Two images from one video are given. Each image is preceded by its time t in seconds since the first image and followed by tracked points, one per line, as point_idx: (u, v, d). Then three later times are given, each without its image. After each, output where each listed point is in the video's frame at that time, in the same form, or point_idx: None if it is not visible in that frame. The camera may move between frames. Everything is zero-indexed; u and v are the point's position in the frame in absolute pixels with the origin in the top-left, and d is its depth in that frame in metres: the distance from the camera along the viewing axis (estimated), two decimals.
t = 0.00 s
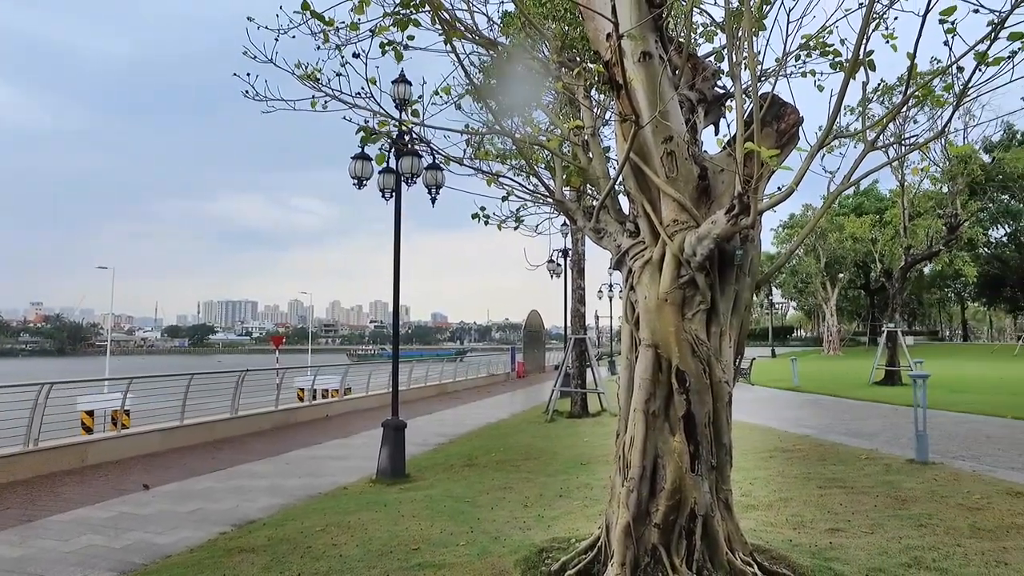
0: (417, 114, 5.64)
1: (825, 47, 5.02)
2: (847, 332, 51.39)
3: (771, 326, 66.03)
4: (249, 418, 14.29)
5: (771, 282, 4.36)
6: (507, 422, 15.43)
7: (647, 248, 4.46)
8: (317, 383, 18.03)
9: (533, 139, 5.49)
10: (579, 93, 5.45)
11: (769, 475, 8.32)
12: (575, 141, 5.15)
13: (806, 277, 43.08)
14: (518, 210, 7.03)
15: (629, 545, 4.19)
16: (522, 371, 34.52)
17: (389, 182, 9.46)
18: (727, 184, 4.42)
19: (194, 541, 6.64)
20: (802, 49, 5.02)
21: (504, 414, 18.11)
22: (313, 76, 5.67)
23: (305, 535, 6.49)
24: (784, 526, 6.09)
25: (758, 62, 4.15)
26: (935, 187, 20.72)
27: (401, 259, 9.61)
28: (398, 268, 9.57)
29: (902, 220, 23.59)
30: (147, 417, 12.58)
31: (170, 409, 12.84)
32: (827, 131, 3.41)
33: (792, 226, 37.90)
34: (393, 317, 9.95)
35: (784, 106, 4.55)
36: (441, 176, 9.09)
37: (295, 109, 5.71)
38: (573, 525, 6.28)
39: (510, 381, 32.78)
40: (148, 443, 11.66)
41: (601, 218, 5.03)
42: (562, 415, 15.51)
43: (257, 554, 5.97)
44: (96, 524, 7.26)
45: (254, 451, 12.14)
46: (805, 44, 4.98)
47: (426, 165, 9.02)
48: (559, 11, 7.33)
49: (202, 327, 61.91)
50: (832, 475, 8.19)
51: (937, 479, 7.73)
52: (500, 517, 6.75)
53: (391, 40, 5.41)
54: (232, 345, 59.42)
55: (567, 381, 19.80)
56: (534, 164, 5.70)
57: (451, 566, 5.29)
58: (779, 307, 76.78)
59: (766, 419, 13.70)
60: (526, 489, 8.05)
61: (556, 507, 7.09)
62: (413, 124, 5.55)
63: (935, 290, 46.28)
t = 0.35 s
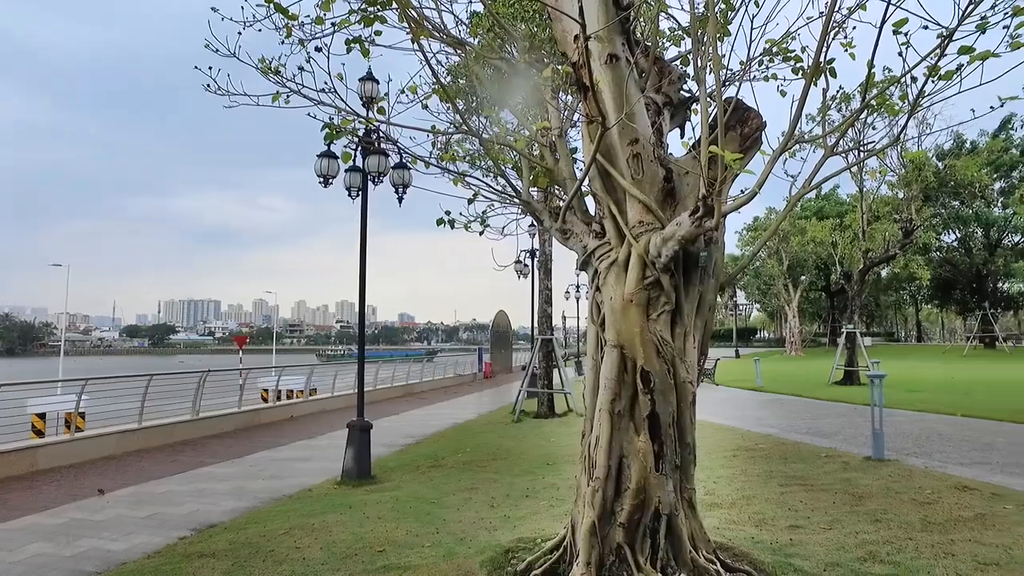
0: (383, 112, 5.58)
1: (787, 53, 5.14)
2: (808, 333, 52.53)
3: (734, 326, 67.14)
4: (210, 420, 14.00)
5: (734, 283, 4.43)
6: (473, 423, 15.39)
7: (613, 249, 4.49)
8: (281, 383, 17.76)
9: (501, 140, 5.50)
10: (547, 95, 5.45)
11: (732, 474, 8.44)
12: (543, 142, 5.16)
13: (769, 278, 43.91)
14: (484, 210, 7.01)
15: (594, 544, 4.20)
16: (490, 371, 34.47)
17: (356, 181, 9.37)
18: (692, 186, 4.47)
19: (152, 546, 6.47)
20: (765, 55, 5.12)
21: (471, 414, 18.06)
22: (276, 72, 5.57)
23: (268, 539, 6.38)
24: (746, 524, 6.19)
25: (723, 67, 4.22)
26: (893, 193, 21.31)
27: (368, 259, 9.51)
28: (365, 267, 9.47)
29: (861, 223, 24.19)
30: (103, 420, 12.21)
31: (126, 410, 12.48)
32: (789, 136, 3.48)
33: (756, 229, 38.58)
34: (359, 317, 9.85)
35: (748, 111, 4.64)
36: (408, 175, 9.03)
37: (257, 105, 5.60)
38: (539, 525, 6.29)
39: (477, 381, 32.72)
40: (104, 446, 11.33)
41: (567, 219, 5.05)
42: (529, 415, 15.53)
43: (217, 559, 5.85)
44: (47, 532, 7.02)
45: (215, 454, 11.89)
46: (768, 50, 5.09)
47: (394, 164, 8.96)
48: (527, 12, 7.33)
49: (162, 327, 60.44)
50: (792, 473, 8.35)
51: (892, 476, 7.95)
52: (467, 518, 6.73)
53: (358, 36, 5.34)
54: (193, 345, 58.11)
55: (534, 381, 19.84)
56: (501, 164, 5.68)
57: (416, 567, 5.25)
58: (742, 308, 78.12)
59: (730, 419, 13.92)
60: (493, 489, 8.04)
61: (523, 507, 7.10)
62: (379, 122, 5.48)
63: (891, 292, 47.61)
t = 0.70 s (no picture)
0: (349, 111, 5.50)
1: (751, 59, 5.23)
2: (770, 334, 53.57)
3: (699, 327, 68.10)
4: (169, 423, 13.66)
5: (698, 285, 4.48)
6: (440, 424, 15.32)
7: (579, 250, 4.51)
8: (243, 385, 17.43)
9: (468, 141, 5.46)
10: (514, 96, 5.43)
11: (696, 473, 8.55)
12: (510, 144, 5.14)
13: (732, 280, 44.65)
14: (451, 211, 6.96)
15: (559, 545, 4.21)
16: (457, 371, 34.35)
17: (321, 179, 9.24)
18: (657, 189, 4.51)
19: (106, 554, 6.28)
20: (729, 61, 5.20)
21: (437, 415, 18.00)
22: (239, 69, 5.46)
23: (228, 544, 6.24)
24: (709, 523, 6.26)
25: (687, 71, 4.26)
26: (852, 198, 21.86)
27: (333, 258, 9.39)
28: (329, 267, 9.35)
29: (821, 227, 24.76)
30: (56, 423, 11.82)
31: (81, 413, 12.10)
32: (751, 141, 3.53)
33: (720, 232, 39.22)
34: (323, 317, 9.72)
35: (713, 115, 4.69)
36: (375, 174, 8.95)
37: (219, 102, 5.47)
38: (505, 526, 6.29)
39: (444, 382, 32.60)
40: (57, 451, 10.98)
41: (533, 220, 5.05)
42: (495, 416, 15.53)
43: (175, 566, 5.70)
44: None
45: (174, 457, 11.61)
46: (733, 57, 5.17)
47: (360, 163, 8.86)
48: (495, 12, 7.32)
49: (119, 326, 58.79)
50: (754, 472, 8.49)
51: (849, 474, 8.14)
52: (432, 520, 6.68)
53: (324, 34, 5.26)
54: (152, 345, 56.66)
55: (501, 382, 19.84)
56: (468, 165, 5.65)
57: (381, 571, 5.20)
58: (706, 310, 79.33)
59: (694, 419, 14.11)
60: (458, 491, 8.00)
61: (488, 508, 7.08)
62: (345, 121, 5.40)
63: (849, 294, 48.87)
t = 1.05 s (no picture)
0: (320, 110, 5.42)
1: (721, 64, 5.29)
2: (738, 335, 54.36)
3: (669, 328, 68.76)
4: (132, 425, 13.33)
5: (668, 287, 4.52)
6: (411, 425, 15.21)
7: (550, 252, 4.52)
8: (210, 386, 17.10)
9: (440, 141, 5.42)
10: (487, 98, 5.40)
11: (665, 473, 8.63)
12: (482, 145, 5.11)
13: (702, 282, 45.19)
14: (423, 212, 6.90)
15: (529, 546, 4.21)
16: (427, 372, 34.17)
17: (291, 178, 9.12)
18: (628, 193, 4.55)
19: (64, 561, 6.11)
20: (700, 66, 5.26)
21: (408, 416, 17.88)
22: (207, 64, 5.34)
23: (192, 549, 6.12)
24: (678, 523, 6.32)
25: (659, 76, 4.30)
26: (818, 202, 22.30)
27: (302, 258, 9.27)
28: (299, 266, 9.22)
29: (787, 231, 25.20)
30: (12, 426, 11.46)
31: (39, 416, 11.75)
32: (721, 145, 3.58)
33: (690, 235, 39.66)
34: (292, 317, 9.59)
35: (683, 120, 4.74)
36: (346, 174, 8.86)
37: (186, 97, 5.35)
38: (475, 528, 6.27)
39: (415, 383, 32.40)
40: (13, 454, 10.65)
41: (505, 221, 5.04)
42: (466, 417, 15.49)
43: (136, 572, 5.56)
44: None
45: (137, 460, 11.34)
46: (703, 62, 5.23)
47: (331, 162, 8.77)
48: (468, 12, 7.29)
49: (80, 326, 57.23)
50: (722, 471, 8.60)
51: (813, 473, 8.30)
52: (402, 522, 6.64)
53: (294, 31, 5.17)
54: (114, 345, 55.25)
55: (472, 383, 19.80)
56: (440, 166, 5.61)
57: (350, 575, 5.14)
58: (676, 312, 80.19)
59: (664, 419, 14.24)
60: (429, 493, 7.96)
61: (458, 510, 7.06)
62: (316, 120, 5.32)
63: (815, 297, 49.83)
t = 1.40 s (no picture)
0: (287, 109, 5.34)
1: (689, 71, 5.37)
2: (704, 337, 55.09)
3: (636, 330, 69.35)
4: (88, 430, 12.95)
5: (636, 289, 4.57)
6: (378, 427, 15.08)
7: (519, 254, 4.53)
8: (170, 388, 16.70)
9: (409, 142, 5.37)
10: (457, 99, 5.38)
11: (632, 474, 8.71)
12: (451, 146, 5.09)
13: (668, 284, 45.69)
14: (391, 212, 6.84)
15: (497, 548, 4.21)
16: (395, 374, 33.88)
17: (257, 177, 8.97)
18: (597, 196, 4.58)
19: (16, 570, 5.91)
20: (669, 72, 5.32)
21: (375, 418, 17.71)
22: (170, 59, 5.22)
23: (152, 556, 5.97)
24: (645, 523, 6.39)
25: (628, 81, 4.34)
26: (781, 207, 22.74)
27: (268, 257, 9.12)
28: (264, 266, 9.08)
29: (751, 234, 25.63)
30: None
31: None
32: (688, 150, 3.63)
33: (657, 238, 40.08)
34: (257, 318, 9.43)
35: (651, 124, 4.80)
36: (313, 173, 8.75)
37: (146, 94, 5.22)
38: (443, 530, 6.25)
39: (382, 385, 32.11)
40: None
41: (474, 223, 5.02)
42: (434, 419, 15.41)
43: None
44: None
45: (94, 465, 11.02)
46: (672, 67, 5.29)
47: (298, 161, 8.66)
48: (438, 12, 7.25)
49: (33, 326, 55.40)
50: (688, 472, 8.71)
51: (776, 472, 8.46)
52: (369, 525, 6.58)
53: (261, 27, 5.10)
54: (69, 346, 53.59)
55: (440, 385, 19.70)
56: (409, 167, 5.58)
57: None
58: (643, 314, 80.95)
59: (631, 421, 14.36)
60: (396, 495, 7.90)
61: (426, 512, 7.02)
62: (282, 118, 5.24)
63: (778, 299, 50.80)
